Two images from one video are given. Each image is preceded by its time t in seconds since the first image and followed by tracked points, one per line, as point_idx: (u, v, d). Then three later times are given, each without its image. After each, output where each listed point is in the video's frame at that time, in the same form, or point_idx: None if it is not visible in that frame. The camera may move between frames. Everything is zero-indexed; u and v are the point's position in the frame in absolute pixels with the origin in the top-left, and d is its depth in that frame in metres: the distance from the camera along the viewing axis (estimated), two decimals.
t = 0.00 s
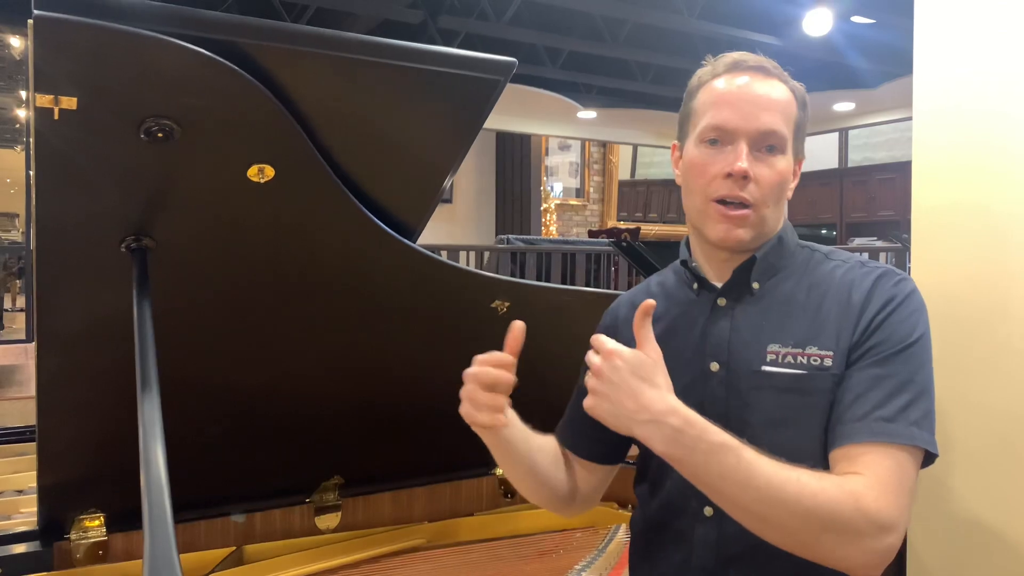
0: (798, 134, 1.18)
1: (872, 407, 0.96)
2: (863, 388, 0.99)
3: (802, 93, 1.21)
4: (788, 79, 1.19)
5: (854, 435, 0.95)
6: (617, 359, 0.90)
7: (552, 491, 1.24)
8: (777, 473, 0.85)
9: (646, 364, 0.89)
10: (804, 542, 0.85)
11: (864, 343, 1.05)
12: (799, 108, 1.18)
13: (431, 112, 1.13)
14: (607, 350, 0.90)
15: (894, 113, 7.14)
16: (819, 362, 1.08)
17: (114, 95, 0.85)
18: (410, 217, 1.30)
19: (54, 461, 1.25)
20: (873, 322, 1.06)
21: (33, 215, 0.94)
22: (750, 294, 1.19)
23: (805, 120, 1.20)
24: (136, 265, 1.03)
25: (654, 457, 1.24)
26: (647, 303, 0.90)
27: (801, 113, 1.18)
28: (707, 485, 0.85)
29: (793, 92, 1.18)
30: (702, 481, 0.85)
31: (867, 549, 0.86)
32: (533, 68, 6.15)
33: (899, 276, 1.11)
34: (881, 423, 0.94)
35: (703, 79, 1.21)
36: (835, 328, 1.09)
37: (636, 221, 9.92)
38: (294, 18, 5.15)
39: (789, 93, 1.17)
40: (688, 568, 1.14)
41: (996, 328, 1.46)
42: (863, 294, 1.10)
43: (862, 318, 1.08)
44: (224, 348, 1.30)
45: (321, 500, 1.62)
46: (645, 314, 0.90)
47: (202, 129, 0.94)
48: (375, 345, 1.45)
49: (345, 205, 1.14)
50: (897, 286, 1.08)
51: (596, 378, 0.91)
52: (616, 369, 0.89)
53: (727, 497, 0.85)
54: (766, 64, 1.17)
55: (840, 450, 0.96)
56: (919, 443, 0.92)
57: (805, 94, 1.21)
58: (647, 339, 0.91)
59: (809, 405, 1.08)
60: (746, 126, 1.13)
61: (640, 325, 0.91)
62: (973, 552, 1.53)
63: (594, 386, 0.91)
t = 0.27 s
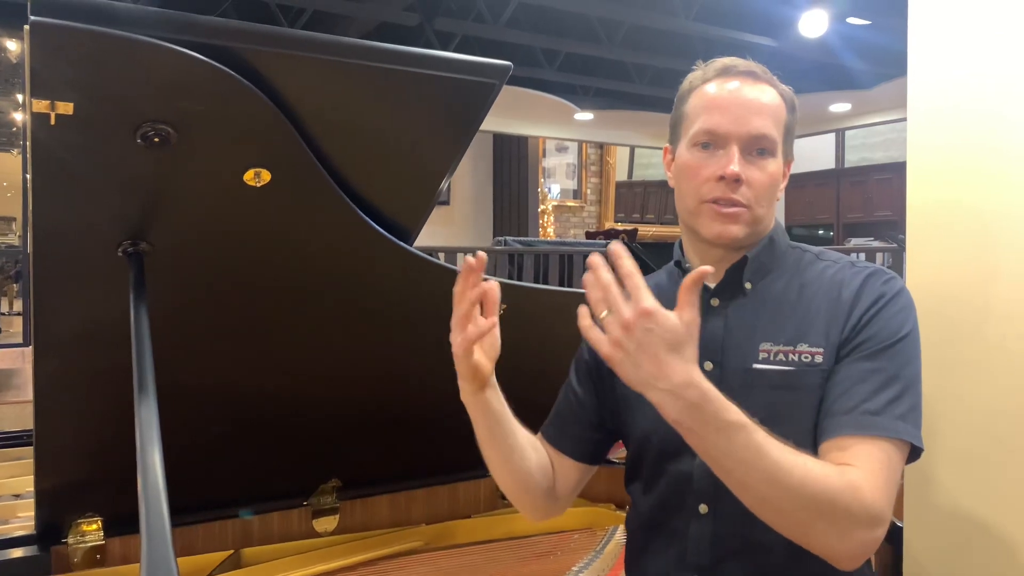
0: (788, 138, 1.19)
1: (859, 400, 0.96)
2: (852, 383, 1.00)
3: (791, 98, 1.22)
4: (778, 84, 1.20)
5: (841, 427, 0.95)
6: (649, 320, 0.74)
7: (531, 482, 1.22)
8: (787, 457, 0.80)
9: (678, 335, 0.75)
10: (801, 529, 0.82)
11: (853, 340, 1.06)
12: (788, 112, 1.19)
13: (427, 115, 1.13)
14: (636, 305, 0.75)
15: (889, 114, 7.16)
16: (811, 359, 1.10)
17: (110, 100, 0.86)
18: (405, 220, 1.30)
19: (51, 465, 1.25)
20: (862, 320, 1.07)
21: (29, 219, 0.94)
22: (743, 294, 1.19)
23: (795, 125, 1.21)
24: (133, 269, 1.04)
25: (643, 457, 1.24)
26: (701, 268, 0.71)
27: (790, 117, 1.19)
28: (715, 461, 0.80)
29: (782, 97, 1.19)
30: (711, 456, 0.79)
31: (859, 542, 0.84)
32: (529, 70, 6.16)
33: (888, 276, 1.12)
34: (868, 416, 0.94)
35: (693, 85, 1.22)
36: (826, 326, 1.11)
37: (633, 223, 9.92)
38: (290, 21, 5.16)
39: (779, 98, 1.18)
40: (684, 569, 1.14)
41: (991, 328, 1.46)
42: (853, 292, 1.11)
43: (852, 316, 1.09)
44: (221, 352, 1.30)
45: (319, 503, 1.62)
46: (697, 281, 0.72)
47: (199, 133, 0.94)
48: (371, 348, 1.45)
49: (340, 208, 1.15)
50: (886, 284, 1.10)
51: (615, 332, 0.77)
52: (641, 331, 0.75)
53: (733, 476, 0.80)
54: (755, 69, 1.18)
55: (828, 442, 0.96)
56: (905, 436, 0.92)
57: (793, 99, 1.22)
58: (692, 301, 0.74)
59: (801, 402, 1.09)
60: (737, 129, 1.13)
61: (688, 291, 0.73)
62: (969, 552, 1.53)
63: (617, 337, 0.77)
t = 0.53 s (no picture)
0: (785, 138, 1.19)
1: (872, 408, 0.97)
2: (863, 389, 1.00)
3: (789, 99, 1.23)
4: (775, 85, 1.21)
5: (857, 436, 0.95)
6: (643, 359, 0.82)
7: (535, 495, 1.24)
8: (800, 473, 0.84)
9: (673, 365, 0.82)
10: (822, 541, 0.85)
11: (858, 346, 1.07)
12: (785, 112, 1.19)
13: (424, 116, 1.13)
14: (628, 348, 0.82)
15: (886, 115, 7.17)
16: (813, 365, 1.10)
17: (107, 102, 0.86)
18: (404, 221, 1.30)
19: (48, 466, 1.25)
20: (865, 325, 1.08)
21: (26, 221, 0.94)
22: (741, 297, 1.20)
23: (793, 125, 1.21)
24: (130, 271, 1.04)
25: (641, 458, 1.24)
26: (682, 300, 0.79)
27: (788, 117, 1.20)
28: (730, 487, 0.84)
29: (780, 97, 1.20)
30: (725, 482, 0.83)
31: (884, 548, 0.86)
32: (526, 71, 6.16)
33: (886, 279, 1.13)
34: (883, 424, 0.94)
35: (690, 85, 1.23)
36: (827, 331, 1.11)
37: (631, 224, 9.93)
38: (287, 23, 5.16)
39: (775, 97, 1.19)
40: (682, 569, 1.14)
41: (987, 328, 1.47)
42: (853, 296, 1.12)
43: (853, 320, 1.10)
44: (218, 353, 1.30)
45: (317, 504, 1.62)
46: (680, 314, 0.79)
47: (195, 135, 0.95)
48: (369, 349, 1.45)
49: (338, 210, 1.15)
50: (884, 288, 1.11)
51: (615, 377, 0.83)
52: (640, 368, 0.82)
53: (751, 499, 0.84)
54: (753, 69, 1.19)
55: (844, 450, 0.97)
56: (920, 442, 0.93)
57: (791, 100, 1.23)
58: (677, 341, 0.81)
59: (805, 408, 1.10)
60: (734, 126, 1.14)
61: (674, 326, 0.80)
62: (965, 552, 1.53)
63: (617, 384, 0.83)
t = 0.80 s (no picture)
0: (783, 136, 1.20)
1: (886, 429, 1.01)
2: (872, 405, 1.04)
3: (787, 94, 1.22)
4: (773, 81, 1.21)
5: (874, 459, 1.00)
6: (638, 425, 0.93)
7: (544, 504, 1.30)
8: (797, 510, 0.94)
9: (666, 430, 0.93)
10: (831, 570, 0.95)
11: (860, 353, 1.08)
12: (783, 108, 1.19)
13: (423, 115, 1.13)
14: (623, 416, 0.94)
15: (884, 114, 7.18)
16: (812, 370, 1.10)
17: (104, 99, 0.86)
18: (401, 220, 1.30)
19: (46, 465, 1.25)
20: (866, 332, 1.09)
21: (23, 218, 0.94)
22: (736, 298, 1.20)
23: (791, 121, 1.21)
24: (128, 268, 1.04)
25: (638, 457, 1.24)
26: (662, 361, 0.90)
27: (786, 115, 1.20)
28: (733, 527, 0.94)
29: (778, 93, 1.19)
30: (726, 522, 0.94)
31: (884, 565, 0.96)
32: (525, 70, 6.15)
33: (883, 284, 1.14)
34: (898, 446, 0.99)
35: (688, 81, 1.23)
36: (826, 337, 1.12)
37: (629, 223, 9.93)
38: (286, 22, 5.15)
39: (774, 95, 1.19)
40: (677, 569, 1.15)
41: (985, 328, 1.47)
42: (851, 301, 1.12)
43: (852, 327, 1.10)
44: (216, 351, 1.30)
45: (315, 503, 1.62)
46: (663, 375, 0.91)
47: (193, 133, 0.95)
48: (367, 347, 1.45)
49: (337, 209, 1.15)
50: (881, 292, 1.12)
51: (616, 448, 0.95)
52: (638, 436, 0.93)
53: (757, 539, 0.94)
54: (751, 65, 1.19)
55: (858, 470, 1.02)
56: (931, 459, 0.99)
57: (789, 95, 1.23)
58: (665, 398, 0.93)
59: (802, 412, 1.10)
60: (733, 123, 1.14)
61: (662, 390, 0.92)
62: (961, 550, 1.53)
63: (616, 452, 0.95)
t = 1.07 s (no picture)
0: (776, 132, 1.20)
1: (877, 434, 1.03)
2: (864, 405, 1.05)
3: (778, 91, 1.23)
4: (764, 77, 1.21)
5: (870, 460, 1.02)
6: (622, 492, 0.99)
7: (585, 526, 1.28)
8: (773, 536, 1.00)
9: (641, 479, 1.01)
10: None
11: (851, 352, 1.09)
12: (775, 105, 1.20)
13: (420, 111, 1.13)
14: (604, 502, 0.98)
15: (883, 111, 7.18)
16: (804, 370, 1.11)
17: (101, 95, 0.86)
18: (398, 216, 1.30)
19: (44, 461, 1.25)
20: (857, 331, 1.09)
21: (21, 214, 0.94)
22: (729, 296, 1.20)
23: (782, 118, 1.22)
24: (125, 266, 1.03)
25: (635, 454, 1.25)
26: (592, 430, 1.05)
27: (778, 111, 1.20)
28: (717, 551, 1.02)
29: (769, 90, 1.20)
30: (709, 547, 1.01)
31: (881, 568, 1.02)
32: (525, 67, 6.14)
33: (875, 282, 1.14)
34: (892, 446, 1.02)
35: (680, 77, 1.23)
36: (818, 337, 1.12)
37: (629, 221, 9.93)
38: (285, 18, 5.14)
39: (766, 91, 1.19)
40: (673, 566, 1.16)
41: (982, 326, 1.47)
42: (843, 301, 1.12)
43: (844, 327, 1.10)
44: (214, 348, 1.30)
45: (314, 499, 1.62)
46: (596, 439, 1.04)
47: (190, 128, 0.94)
48: (365, 344, 1.45)
49: (334, 205, 1.15)
50: (873, 290, 1.12)
51: (636, 519, 0.98)
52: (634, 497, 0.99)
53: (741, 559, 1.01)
54: (743, 61, 1.19)
55: (853, 470, 1.04)
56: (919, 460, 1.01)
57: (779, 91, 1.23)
58: (600, 456, 1.06)
59: (794, 411, 1.10)
60: (726, 119, 1.14)
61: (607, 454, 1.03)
62: (957, 546, 1.53)
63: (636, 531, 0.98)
